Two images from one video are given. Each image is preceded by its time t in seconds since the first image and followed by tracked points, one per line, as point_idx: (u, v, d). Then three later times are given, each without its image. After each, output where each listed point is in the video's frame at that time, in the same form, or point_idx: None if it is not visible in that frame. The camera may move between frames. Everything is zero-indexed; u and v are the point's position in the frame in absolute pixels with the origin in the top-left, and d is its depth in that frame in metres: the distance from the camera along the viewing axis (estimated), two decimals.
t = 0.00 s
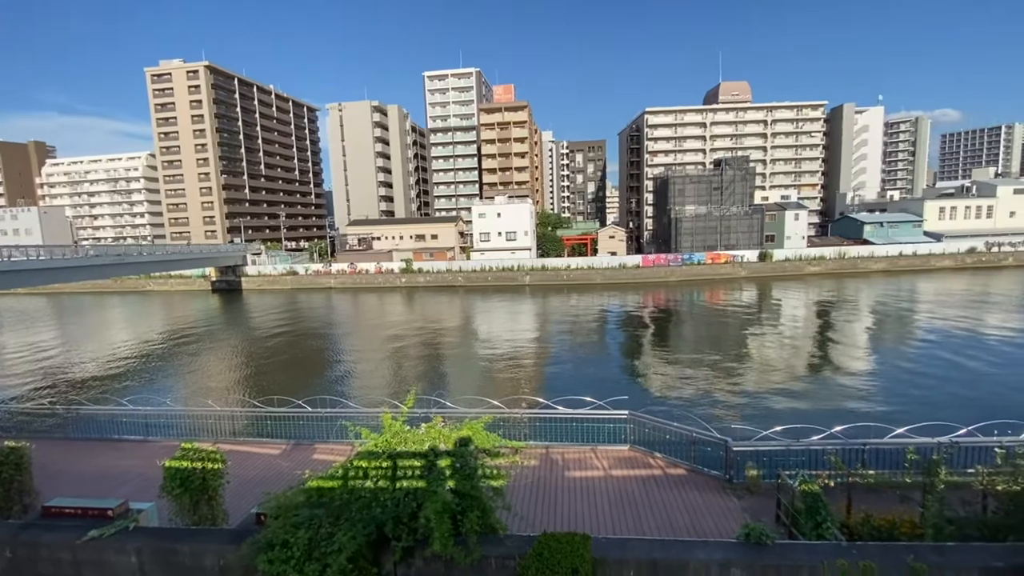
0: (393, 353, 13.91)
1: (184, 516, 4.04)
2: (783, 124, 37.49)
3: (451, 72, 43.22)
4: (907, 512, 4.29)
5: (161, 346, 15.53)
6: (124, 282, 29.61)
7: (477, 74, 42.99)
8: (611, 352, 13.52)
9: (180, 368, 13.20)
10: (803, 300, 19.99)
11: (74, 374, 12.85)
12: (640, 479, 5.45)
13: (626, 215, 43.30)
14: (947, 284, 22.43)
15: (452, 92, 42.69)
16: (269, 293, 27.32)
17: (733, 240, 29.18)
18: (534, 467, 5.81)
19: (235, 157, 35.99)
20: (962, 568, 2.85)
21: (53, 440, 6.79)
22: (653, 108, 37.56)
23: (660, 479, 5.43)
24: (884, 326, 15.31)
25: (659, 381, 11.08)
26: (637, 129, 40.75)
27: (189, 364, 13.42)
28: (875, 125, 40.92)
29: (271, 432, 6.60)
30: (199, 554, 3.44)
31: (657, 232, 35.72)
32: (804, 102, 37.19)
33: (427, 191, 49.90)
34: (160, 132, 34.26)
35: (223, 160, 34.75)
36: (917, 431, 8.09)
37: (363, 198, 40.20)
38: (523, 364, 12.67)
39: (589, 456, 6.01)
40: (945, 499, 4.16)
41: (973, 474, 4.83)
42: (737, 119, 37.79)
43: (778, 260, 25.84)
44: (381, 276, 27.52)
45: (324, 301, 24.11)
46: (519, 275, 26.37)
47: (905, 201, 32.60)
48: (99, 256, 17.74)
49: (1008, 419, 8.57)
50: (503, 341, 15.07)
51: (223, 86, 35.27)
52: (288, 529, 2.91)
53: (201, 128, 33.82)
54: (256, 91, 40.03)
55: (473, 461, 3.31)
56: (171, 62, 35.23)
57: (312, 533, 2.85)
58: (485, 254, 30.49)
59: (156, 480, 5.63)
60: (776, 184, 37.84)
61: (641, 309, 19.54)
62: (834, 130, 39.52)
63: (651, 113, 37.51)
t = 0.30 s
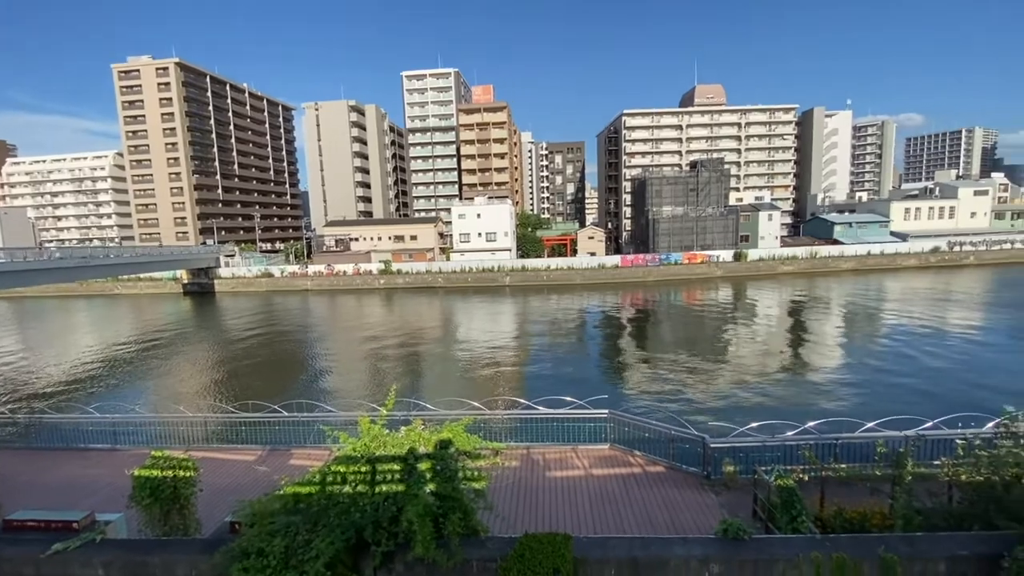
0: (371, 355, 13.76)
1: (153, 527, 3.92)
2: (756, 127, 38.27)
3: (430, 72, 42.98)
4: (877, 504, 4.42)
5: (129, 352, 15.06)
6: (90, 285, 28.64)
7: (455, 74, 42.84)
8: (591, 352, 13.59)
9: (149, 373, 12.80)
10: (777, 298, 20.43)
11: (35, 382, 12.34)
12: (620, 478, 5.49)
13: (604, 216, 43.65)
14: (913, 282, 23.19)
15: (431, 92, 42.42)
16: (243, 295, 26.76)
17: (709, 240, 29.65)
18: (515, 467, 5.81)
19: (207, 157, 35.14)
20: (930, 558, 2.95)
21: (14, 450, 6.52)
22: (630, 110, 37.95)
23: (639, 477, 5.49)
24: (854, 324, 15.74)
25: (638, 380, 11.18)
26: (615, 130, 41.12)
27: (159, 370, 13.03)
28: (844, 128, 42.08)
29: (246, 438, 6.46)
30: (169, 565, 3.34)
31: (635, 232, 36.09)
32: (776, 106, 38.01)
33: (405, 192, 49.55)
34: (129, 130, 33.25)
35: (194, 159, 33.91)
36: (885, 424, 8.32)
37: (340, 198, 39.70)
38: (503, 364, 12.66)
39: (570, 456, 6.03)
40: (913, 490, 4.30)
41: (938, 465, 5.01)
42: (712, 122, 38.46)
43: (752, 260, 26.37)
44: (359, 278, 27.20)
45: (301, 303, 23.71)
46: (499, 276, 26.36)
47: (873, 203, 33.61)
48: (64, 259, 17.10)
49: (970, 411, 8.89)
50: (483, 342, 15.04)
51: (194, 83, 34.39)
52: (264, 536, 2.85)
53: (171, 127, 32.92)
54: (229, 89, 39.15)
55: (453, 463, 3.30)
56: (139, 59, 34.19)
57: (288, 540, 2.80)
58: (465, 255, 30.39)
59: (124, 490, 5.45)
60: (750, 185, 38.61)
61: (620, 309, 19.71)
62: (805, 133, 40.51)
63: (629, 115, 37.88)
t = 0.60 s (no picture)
0: (351, 358, 13.61)
1: (123, 539, 3.81)
2: (732, 129, 38.95)
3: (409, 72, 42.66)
4: (850, 497, 4.53)
5: (97, 358, 14.60)
6: (56, 288, 27.71)
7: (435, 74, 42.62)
8: (572, 352, 13.65)
9: (121, 380, 12.44)
10: (752, 297, 20.83)
11: None
12: (603, 477, 5.51)
13: (584, 216, 43.94)
14: (882, 281, 23.89)
15: (410, 92, 42.11)
16: (218, 298, 26.22)
17: (687, 240, 30.09)
18: (497, 468, 5.80)
19: (179, 156, 34.29)
20: (901, 549, 3.03)
21: None
22: (609, 112, 38.27)
23: (621, 475, 5.52)
24: (827, 322, 16.13)
25: (619, 379, 11.27)
26: (595, 132, 41.43)
27: (129, 377, 12.66)
28: (816, 131, 43.15)
29: (222, 445, 6.30)
30: None
31: (614, 233, 36.41)
32: (751, 108, 38.74)
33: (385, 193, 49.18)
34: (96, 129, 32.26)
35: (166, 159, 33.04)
36: (856, 419, 8.56)
37: (319, 199, 39.16)
38: (485, 366, 12.62)
39: (552, 456, 6.05)
40: (884, 483, 4.42)
41: (908, 458, 5.14)
42: (689, 124, 39.05)
43: (729, 260, 26.85)
44: (338, 279, 26.89)
45: (279, 305, 23.32)
46: (480, 277, 26.33)
47: (844, 203, 34.52)
48: (29, 262, 16.51)
49: (937, 405, 9.20)
50: (464, 344, 14.98)
51: (165, 82, 33.55)
52: (240, 545, 2.80)
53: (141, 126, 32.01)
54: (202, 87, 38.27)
55: (435, 466, 3.27)
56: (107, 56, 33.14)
57: (266, 548, 2.75)
58: (446, 256, 30.29)
59: (92, 503, 5.25)
60: (726, 187, 39.28)
61: (601, 308, 19.85)
62: (779, 135, 41.39)
63: (608, 117, 38.19)
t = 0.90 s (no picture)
0: (331, 361, 13.43)
1: (93, 552, 3.68)
2: (709, 131, 39.56)
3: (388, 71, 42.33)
4: (825, 491, 4.63)
5: (65, 364, 14.13)
6: (22, 293, 26.76)
7: (415, 74, 42.38)
8: (554, 352, 13.69)
9: (90, 386, 12.07)
10: (730, 296, 21.17)
11: None
12: (586, 476, 5.53)
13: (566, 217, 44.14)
14: (855, 279, 24.52)
15: (390, 91, 41.77)
16: (193, 301, 25.64)
17: (666, 241, 30.43)
18: (479, 470, 5.77)
19: (151, 156, 33.43)
20: (875, 540, 3.10)
21: None
22: (589, 114, 38.53)
23: (603, 475, 5.55)
24: (802, 319, 16.48)
25: (601, 379, 11.35)
26: (575, 133, 41.67)
27: (98, 383, 12.29)
28: (790, 133, 44.06)
29: (198, 452, 6.16)
30: None
31: (595, 233, 36.64)
32: (728, 110, 39.36)
33: (365, 193, 48.73)
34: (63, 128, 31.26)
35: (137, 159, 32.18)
36: (831, 414, 8.76)
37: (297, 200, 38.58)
38: (468, 367, 12.58)
39: (535, 456, 6.05)
40: (858, 477, 4.52)
41: (880, 451, 5.28)
42: (668, 126, 39.55)
43: (707, 259, 27.25)
44: (317, 281, 26.55)
45: (256, 308, 22.91)
46: (462, 278, 26.26)
47: (818, 204, 35.35)
48: None
49: (907, 400, 9.45)
50: (446, 345, 14.91)
51: (135, 79, 32.66)
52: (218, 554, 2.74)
53: (111, 125, 31.14)
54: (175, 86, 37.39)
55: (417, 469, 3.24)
56: (74, 52, 32.15)
57: (245, 557, 2.70)
58: (427, 257, 30.13)
59: (60, 514, 5.08)
60: (704, 187, 39.87)
61: (583, 308, 19.97)
62: (755, 137, 42.17)
63: (588, 118, 38.45)
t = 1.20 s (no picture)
0: (310, 365, 13.24)
1: (63, 565, 3.56)
2: (687, 133, 40.07)
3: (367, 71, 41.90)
4: (803, 484, 4.71)
5: (29, 371, 13.65)
6: None
7: (394, 74, 42.04)
8: (537, 352, 13.71)
9: (56, 394, 11.68)
10: (709, 295, 21.47)
11: None
12: (569, 476, 5.54)
13: (547, 218, 44.26)
14: (829, 278, 25.10)
15: (369, 91, 41.33)
16: (166, 305, 25.01)
17: (646, 240, 30.74)
18: (463, 472, 5.73)
19: (121, 156, 32.51)
20: (850, 532, 3.16)
21: None
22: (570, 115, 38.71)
23: (587, 474, 5.57)
24: (778, 317, 16.78)
25: (583, 378, 11.40)
26: (555, 134, 41.83)
27: (65, 390, 11.90)
28: (766, 134, 44.92)
29: (173, 460, 5.99)
30: None
31: (576, 233, 36.82)
32: (705, 113, 39.96)
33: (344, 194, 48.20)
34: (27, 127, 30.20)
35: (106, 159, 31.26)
36: (807, 410, 8.95)
37: (274, 200, 37.94)
38: (450, 369, 12.51)
39: (519, 457, 6.03)
40: (834, 471, 4.61)
41: (854, 445, 5.40)
42: (647, 127, 39.96)
43: (686, 259, 27.61)
44: (295, 284, 26.16)
45: (232, 311, 22.45)
46: (443, 279, 26.12)
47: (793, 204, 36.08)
48: None
49: (878, 394, 9.72)
50: (428, 346, 14.81)
51: (104, 76, 31.76)
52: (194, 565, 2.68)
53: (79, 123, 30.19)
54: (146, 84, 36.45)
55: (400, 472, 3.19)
56: (39, 48, 31.11)
57: (222, 566, 2.65)
58: (408, 258, 29.91)
59: (27, 527, 4.90)
60: (682, 188, 40.38)
61: (565, 308, 20.03)
62: (731, 138, 42.88)
63: (568, 119, 38.63)
